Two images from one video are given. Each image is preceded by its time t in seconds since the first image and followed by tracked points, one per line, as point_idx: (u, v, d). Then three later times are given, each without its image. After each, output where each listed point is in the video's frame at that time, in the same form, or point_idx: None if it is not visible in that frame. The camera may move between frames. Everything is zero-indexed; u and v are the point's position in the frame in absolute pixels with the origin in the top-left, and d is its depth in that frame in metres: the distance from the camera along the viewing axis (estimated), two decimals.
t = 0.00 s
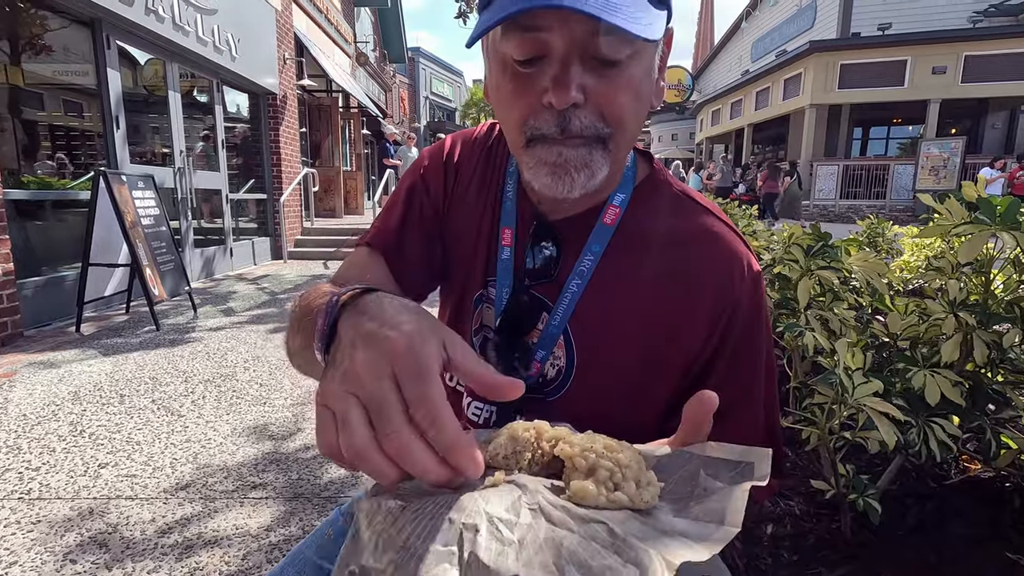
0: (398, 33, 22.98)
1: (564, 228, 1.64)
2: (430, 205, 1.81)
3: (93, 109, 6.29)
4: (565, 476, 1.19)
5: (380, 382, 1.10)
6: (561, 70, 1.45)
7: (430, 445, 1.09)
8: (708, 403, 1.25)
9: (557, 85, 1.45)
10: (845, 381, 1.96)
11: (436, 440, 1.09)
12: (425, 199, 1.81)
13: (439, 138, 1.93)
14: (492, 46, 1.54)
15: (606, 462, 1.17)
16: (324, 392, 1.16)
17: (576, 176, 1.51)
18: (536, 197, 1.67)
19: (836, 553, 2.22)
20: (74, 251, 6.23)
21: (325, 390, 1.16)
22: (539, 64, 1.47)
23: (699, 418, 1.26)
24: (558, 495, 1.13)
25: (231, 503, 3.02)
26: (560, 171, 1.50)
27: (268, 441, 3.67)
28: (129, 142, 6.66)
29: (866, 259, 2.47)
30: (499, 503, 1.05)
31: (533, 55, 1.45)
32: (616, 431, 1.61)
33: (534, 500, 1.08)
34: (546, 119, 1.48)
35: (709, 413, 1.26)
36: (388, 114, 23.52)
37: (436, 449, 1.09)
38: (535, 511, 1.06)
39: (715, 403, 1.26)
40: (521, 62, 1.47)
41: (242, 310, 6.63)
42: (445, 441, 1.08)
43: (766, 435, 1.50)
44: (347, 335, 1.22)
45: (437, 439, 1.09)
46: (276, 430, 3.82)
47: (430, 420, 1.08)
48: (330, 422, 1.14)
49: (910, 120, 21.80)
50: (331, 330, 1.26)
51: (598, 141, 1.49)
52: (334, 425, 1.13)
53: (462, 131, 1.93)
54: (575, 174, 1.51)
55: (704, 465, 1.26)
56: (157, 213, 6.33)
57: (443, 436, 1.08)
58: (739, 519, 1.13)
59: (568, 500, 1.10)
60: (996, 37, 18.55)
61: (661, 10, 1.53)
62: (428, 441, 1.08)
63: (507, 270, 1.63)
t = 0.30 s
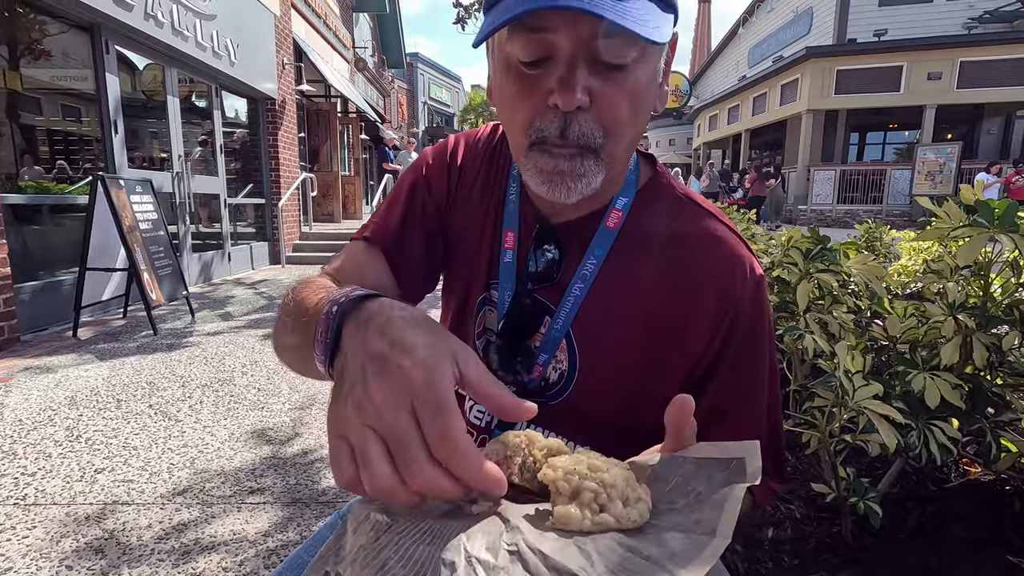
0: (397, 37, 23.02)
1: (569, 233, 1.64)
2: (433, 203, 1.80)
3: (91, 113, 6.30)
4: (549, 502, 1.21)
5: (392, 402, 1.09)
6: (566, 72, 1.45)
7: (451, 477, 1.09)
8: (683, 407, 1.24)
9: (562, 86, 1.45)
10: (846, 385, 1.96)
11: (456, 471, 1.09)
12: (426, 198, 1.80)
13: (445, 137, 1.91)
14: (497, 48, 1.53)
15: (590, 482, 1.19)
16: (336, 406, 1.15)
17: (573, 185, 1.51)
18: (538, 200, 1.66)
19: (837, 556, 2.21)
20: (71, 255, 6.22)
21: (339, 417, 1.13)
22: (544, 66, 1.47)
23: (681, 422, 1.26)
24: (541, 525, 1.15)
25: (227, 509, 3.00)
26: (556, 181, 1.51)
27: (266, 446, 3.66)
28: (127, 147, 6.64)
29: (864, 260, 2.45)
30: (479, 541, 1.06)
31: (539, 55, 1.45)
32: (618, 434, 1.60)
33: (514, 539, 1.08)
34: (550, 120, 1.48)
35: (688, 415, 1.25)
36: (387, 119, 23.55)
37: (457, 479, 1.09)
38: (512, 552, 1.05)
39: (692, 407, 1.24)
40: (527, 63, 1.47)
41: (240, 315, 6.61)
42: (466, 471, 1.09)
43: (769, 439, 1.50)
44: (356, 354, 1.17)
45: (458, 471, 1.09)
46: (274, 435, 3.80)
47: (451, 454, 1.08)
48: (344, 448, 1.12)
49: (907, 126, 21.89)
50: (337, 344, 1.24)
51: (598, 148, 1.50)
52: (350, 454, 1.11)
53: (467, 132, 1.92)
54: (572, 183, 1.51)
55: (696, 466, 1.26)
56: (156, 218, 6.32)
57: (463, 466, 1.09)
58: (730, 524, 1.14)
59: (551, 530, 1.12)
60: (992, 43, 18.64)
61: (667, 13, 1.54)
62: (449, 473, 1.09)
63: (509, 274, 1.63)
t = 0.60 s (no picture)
0: (396, 41, 23.02)
1: (570, 237, 1.64)
2: (432, 201, 1.80)
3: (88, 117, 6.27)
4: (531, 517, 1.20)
5: (412, 424, 1.05)
6: (572, 78, 1.45)
7: (475, 495, 1.13)
8: (666, 420, 1.22)
9: (567, 92, 1.45)
10: (844, 388, 1.96)
11: (481, 488, 1.13)
12: (426, 195, 1.79)
13: (447, 131, 1.92)
14: (501, 53, 1.53)
15: (571, 499, 1.18)
16: (335, 426, 1.09)
17: (579, 185, 1.52)
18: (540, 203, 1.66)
19: (835, 559, 2.20)
20: (68, 259, 6.20)
21: (354, 449, 1.06)
22: (549, 72, 1.47)
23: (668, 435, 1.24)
24: (522, 541, 1.15)
25: (224, 514, 2.98)
26: (562, 180, 1.51)
27: (263, 450, 3.65)
28: (125, 150, 6.63)
29: (861, 263, 2.45)
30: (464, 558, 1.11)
31: (545, 62, 1.44)
32: (618, 438, 1.61)
33: (495, 557, 1.09)
34: (554, 125, 1.49)
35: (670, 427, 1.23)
36: (385, 123, 23.58)
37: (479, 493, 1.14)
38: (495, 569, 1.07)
39: (673, 420, 1.23)
40: (532, 68, 1.47)
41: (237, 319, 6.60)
42: (489, 487, 1.13)
43: (770, 443, 1.49)
44: (366, 376, 1.09)
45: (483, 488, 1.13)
46: (272, 440, 3.78)
47: (479, 475, 1.11)
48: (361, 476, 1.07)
49: (903, 130, 21.99)
50: (322, 339, 1.20)
51: (604, 150, 1.50)
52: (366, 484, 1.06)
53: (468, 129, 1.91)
54: (579, 182, 1.51)
55: (690, 476, 1.26)
56: (153, 222, 6.31)
57: (489, 484, 1.12)
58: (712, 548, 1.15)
59: (532, 548, 1.12)
60: (987, 48, 18.74)
61: (676, 22, 1.54)
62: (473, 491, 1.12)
63: (510, 279, 1.62)
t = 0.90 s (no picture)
0: (394, 44, 23.08)
1: (570, 243, 1.64)
2: (432, 203, 1.79)
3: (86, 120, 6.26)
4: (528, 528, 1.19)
5: (414, 434, 1.03)
6: (576, 82, 1.45)
7: (474, 505, 1.12)
8: (664, 423, 1.22)
9: (571, 96, 1.45)
10: (842, 391, 1.95)
11: (479, 498, 1.12)
12: (427, 198, 1.79)
13: (448, 131, 1.91)
14: (504, 56, 1.52)
15: (568, 509, 1.18)
16: (333, 437, 1.05)
17: (574, 198, 1.52)
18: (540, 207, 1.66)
19: (833, 563, 2.19)
20: (66, 262, 6.19)
21: (355, 458, 1.03)
22: (554, 75, 1.46)
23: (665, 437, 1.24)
24: (521, 550, 1.15)
25: (221, 518, 2.97)
26: (560, 191, 1.51)
27: (262, 453, 3.65)
28: (123, 153, 6.63)
29: (859, 266, 2.46)
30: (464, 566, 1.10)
31: (548, 64, 1.44)
32: (618, 444, 1.60)
33: (495, 562, 1.10)
34: (558, 130, 1.48)
35: (668, 430, 1.23)
36: (384, 126, 23.62)
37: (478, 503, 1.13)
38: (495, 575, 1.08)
39: (671, 423, 1.23)
40: (535, 71, 1.46)
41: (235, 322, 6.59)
42: (487, 496, 1.13)
43: (771, 449, 1.49)
44: (365, 383, 1.07)
45: (482, 498, 1.12)
46: (270, 444, 3.77)
47: (478, 485, 1.11)
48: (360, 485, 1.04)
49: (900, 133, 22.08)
50: (322, 351, 1.17)
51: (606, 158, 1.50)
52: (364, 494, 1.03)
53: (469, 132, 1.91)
54: (572, 196, 1.52)
55: (689, 480, 1.26)
56: (151, 224, 6.30)
57: (486, 493, 1.13)
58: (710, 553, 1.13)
59: (531, 559, 1.12)
60: (982, 52, 18.83)
61: (682, 25, 1.55)
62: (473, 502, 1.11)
63: (510, 283, 1.62)
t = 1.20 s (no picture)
0: (393, 48, 23.11)
1: (569, 245, 1.64)
2: (432, 204, 1.79)
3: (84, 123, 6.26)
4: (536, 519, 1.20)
5: (419, 414, 1.03)
6: (562, 88, 1.46)
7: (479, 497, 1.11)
8: (663, 424, 1.23)
9: (556, 102, 1.46)
10: (840, 393, 1.95)
11: (483, 490, 1.11)
12: (426, 198, 1.78)
13: (448, 134, 1.91)
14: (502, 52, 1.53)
15: (574, 504, 1.18)
16: (337, 413, 1.06)
17: (559, 193, 1.51)
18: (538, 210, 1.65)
19: (831, 566, 2.18)
20: (64, 265, 6.19)
21: (359, 433, 1.03)
22: (545, 78, 1.47)
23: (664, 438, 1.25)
24: (528, 542, 1.15)
25: (218, 523, 2.95)
26: (544, 183, 1.51)
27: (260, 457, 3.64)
28: (121, 156, 6.62)
29: (857, 268, 2.46)
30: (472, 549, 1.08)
31: (539, 67, 1.45)
32: (616, 447, 1.60)
33: (502, 548, 1.10)
34: (541, 131, 1.49)
35: (668, 431, 1.24)
36: (382, 128, 23.62)
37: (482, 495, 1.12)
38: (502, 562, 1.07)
39: (670, 423, 1.24)
40: (527, 73, 1.47)
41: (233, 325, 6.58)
42: (491, 490, 1.12)
43: (770, 453, 1.48)
44: (373, 365, 1.07)
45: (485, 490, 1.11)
46: (267, 448, 3.75)
47: (482, 475, 1.10)
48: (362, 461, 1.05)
49: (897, 136, 22.14)
50: (334, 338, 1.15)
51: (588, 162, 1.49)
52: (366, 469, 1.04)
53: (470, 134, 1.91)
54: (560, 190, 1.51)
55: (689, 480, 1.26)
56: (149, 227, 6.30)
57: (490, 485, 1.11)
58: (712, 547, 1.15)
59: (537, 551, 1.12)
60: (980, 56, 18.88)
61: (678, 37, 1.53)
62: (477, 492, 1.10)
63: (509, 285, 1.62)
